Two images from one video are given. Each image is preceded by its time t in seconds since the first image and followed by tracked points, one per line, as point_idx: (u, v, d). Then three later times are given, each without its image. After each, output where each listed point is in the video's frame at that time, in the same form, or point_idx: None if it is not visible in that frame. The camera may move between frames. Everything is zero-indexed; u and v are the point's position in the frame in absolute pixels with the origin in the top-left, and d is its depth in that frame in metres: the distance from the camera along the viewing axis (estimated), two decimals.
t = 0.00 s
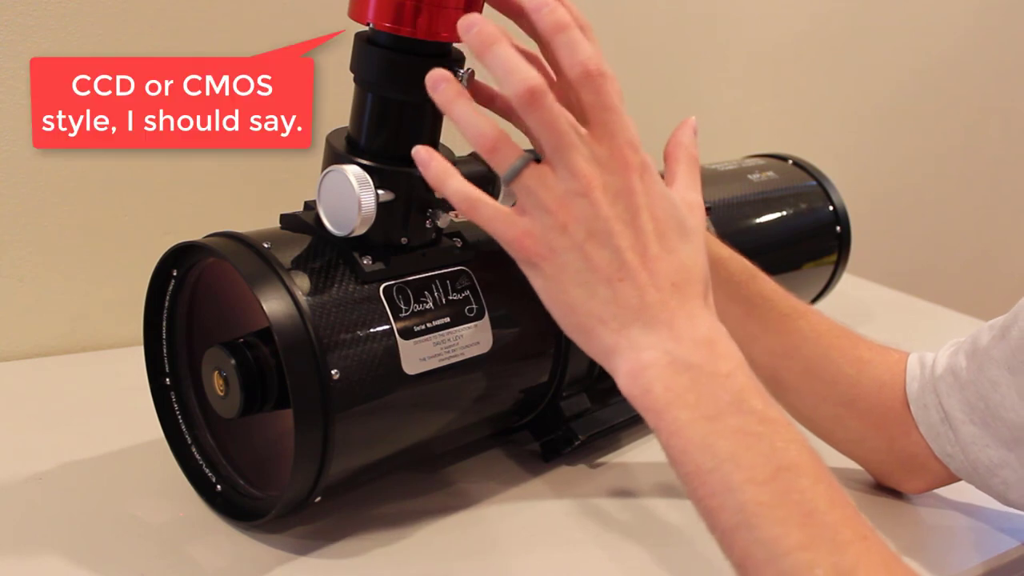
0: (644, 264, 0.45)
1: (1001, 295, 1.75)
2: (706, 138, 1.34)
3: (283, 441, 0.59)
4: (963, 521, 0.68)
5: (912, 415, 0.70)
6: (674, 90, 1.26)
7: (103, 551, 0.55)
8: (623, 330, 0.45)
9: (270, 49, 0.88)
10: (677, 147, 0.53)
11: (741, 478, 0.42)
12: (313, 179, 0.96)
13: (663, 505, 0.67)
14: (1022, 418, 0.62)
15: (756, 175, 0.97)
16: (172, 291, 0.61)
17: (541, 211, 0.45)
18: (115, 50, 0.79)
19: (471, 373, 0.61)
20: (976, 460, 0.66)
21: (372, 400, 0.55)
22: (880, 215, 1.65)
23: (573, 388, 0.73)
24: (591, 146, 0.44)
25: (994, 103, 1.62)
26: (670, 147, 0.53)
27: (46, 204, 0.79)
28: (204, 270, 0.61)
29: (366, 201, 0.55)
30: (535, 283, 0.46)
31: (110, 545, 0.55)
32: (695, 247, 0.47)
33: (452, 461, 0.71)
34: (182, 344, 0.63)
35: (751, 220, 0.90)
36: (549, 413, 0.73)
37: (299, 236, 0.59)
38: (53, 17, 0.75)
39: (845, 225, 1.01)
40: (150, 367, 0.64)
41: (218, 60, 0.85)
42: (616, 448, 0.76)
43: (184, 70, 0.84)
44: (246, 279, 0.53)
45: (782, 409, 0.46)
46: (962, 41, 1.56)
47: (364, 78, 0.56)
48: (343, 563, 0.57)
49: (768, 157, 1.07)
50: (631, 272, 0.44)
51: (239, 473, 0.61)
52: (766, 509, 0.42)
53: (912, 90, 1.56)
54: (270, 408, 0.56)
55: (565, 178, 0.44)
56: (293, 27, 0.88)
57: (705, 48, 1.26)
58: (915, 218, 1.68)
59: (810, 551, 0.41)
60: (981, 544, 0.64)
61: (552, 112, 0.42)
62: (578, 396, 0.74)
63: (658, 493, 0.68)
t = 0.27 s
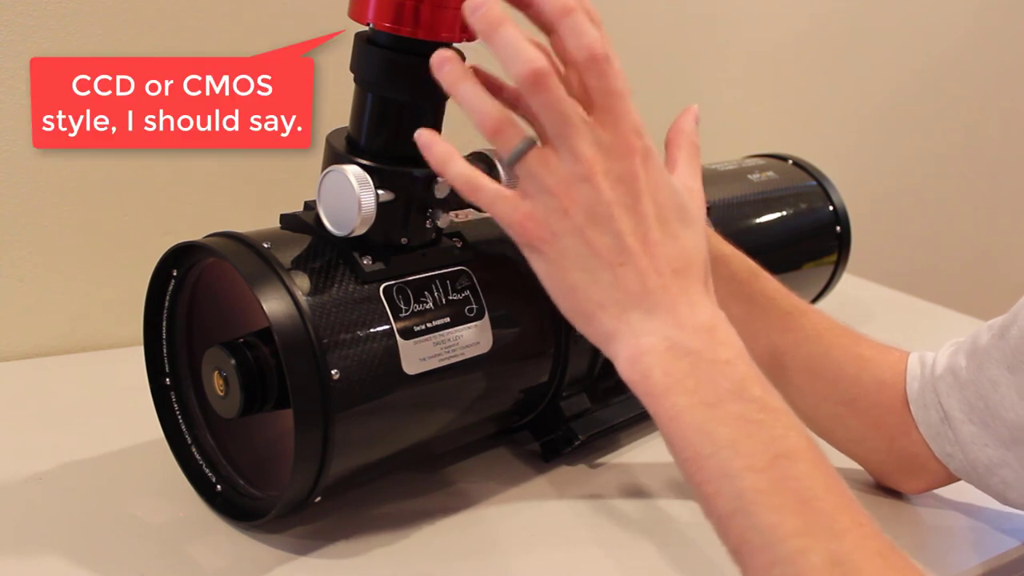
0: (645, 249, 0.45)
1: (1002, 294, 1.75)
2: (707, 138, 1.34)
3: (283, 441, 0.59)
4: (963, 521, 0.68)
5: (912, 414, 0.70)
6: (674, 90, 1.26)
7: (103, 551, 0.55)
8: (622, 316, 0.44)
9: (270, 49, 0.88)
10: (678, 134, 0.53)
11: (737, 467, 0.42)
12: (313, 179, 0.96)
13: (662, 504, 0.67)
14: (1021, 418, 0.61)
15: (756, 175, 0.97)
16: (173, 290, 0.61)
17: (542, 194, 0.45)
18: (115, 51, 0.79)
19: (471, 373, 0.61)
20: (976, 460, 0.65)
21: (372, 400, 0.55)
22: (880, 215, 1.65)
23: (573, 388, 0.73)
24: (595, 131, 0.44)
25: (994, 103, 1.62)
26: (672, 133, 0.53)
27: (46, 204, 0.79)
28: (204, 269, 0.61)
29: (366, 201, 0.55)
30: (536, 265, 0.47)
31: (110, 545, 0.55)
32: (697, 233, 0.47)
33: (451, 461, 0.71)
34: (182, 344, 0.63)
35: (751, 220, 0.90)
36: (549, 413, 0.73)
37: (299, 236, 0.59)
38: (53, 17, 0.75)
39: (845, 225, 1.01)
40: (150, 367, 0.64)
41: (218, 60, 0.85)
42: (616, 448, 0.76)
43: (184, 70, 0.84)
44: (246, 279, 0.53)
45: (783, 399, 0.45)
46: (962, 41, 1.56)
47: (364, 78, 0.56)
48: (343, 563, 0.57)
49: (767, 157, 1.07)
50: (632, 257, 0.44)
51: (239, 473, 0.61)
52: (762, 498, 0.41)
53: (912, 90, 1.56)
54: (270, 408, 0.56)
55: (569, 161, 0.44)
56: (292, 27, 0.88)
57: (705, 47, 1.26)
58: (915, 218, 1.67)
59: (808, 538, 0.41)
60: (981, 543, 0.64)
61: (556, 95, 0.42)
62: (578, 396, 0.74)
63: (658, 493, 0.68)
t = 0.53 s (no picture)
0: (641, 248, 0.44)
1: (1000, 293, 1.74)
2: (706, 138, 1.34)
3: (283, 441, 0.59)
4: (964, 521, 0.68)
5: (913, 413, 0.70)
6: (674, 90, 1.26)
7: (103, 551, 0.55)
8: (620, 312, 0.44)
9: (269, 49, 0.88)
10: (672, 133, 0.52)
11: (734, 459, 0.41)
12: (313, 179, 0.96)
13: (662, 504, 0.67)
14: None
15: (756, 175, 0.97)
16: (173, 290, 0.61)
17: (541, 195, 0.44)
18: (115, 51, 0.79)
19: (470, 373, 0.61)
20: (977, 457, 0.65)
21: (372, 400, 0.55)
22: (880, 215, 1.65)
23: (573, 388, 0.73)
24: (590, 132, 0.43)
25: (993, 103, 1.62)
26: (665, 132, 0.52)
27: (46, 204, 0.79)
28: (204, 269, 0.61)
29: (366, 201, 0.55)
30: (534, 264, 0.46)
31: (110, 545, 0.55)
32: (692, 228, 0.47)
33: (451, 461, 0.71)
34: (182, 344, 0.63)
35: (751, 220, 0.90)
36: (549, 413, 0.73)
37: (299, 236, 0.59)
38: (53, 17, 0.75)
39: (845, 225, 1.01)
40: (150, 367, 0.64)
41: (218, 60, 0.85)
42: (616, 448, 0.76)
43: (184, 70, 0.84)
44: (246, 279, 0.53)
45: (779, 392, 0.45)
46: (962, 41, 1.56)
47: (365, 77, 0.56)
48: (343, 563, 0.57)
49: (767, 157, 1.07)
50: (629, 255, 0.44)
51: (239, 473, 0.61)
52: (758, 490, 0.41)
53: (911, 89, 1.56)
54: (270, 408, 0.56)
55: (565, 161, 0.43)
56: (292, 27, 0.88)
57: (705, 47, 1.26)
58: (916, 218, 1.67)
59: (804, 528, 0.41)
60: (981, 543, 0.64)
61: (551, 97, 0.42)
62: (578, 396, 0.74)
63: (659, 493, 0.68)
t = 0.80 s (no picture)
0: (620, 257, 0.43)
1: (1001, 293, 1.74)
2: (706, 138, 1.34)
3: (283, 441, 0.59)
4: (964, 520, 0.68)
5: (914, 411, 0.70)
6: (674, 90, 1.26)
7: (103, 551, 0.55)
8: (606, 323, 0.44)
9: (270, 49, 0.88)
10: (645, 135, 0.52)
11: (718, 459, 0.41)
12: (313, 179, 0.96)
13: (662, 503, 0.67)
14: None
15: (756, 174, 0.97)
16: (172, 290, 0.61)
17: (517, 214, 0.44)
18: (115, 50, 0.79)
19: (470, 373, 0.61)
20: (980, 457, 0.65)
21: (372, 400, 0.55)
22: (880, 215, 1.65)
23: (573, 388, 0.73)
24: (556, 148, 0.43)
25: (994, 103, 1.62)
26: (638, 136, 0.52)
27: (46, 204, 0.79)
28: (204, 269, 0.61)
29: (366, 201, 0.55)
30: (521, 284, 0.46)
31: (110, 545, 0.55)
32: (670, 231, 0.46)
33: (451, 460, 0.71)
34: (182, 344, 0.63)
35: (751, 220, 0.90)
36: (549, 413, 0.73)
37: (299, 236, 0.59)
38: (53, 17, 0.75)
39: (845, 225, 1.01)
40: (150, 367, 0.64)
41: (218, 60, 0.85)
42: (616, 447, 0.76)
43: (184, 70, 0.83)
44: (246, 279, 0.53)
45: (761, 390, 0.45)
46: (962, 41, 1.56)
47: (364, 77, 0.56)
48: (343, 563, 0.57)
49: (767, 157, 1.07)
50: (606, 265, 0.43)
51: (239, 473, 0.61)
52: (741, 489, 0.41)
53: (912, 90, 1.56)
54: (270, 408, 0.56)
55: (535, 180, 0.43)
56: (293, 27, 0.88)
57: (705, 47, 1.26)
58: (916, 218, 1.67)
59: (790, 528, 0.41)
60: (981, 542, 0.64)
61: (514, 118, 0.42)
62: (579, 396, 0.74)
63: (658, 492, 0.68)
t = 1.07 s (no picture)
0: (591, 382, 0.38)
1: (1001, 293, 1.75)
2: (706, 138, 1.34)
3: (283, 441, 0.59)
4: (963, 519, 0.68)
5: (915, 411, 0.69)
6: (674, 90, 1.26)
7: (103, 551, 0.55)
8: (587, 506, 0.37)
9: (269, 49, 0.88)
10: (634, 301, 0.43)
11: None
12: (313, 179, 0.96)
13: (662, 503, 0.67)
14: None
15: (756, 174, 0.97)
16: (173, 290, 0.61)
17: (501, 369, 0.39)
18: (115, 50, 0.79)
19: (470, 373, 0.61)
20: (979, 457, 0.65)
21: (373, 400, 0.55)
22: (880, 215, 1.65)
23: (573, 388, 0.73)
24: (543, 318, 0.39)
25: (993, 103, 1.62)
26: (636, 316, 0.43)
27: (46, 204, 0.79)
28: (204, 269, 0.61)
29: (366, 201, 0.55)
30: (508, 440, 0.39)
31: (110, 545, 0.55)
32: (668, 397, 0.39)
33: (451, 460, 0.71)
34: (182, 344, 0.63)
35: (751, 220, 0.90)
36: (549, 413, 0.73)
37: (299, 236, 0.59)
38: (53, 17, 0.75)
39: (845, 225, 1.01)
40: (150, 367, 0.64)
41: (218, 60, 0.85)
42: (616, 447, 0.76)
43: (183, 70, 0.83)
44: (245, 279, 0.53)
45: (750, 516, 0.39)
46: (962, 41, 1.56)
47: (364, 77, 0.56)
48: (343, 563, 0.57)
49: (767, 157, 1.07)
50: (586, 410, 0.37)
51: (239, 473, 0.61)
52: None
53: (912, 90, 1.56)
54: (270, 408, 0.56)
55: (510, 388, 0.39)
56: (292, 27, 0.88)
57: (705, 47, 1.26)
58: (916, 218, 1.68)
59: None
60: (980, 542, 0.64)
61: (513, 318, 0.40)
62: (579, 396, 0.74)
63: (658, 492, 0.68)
